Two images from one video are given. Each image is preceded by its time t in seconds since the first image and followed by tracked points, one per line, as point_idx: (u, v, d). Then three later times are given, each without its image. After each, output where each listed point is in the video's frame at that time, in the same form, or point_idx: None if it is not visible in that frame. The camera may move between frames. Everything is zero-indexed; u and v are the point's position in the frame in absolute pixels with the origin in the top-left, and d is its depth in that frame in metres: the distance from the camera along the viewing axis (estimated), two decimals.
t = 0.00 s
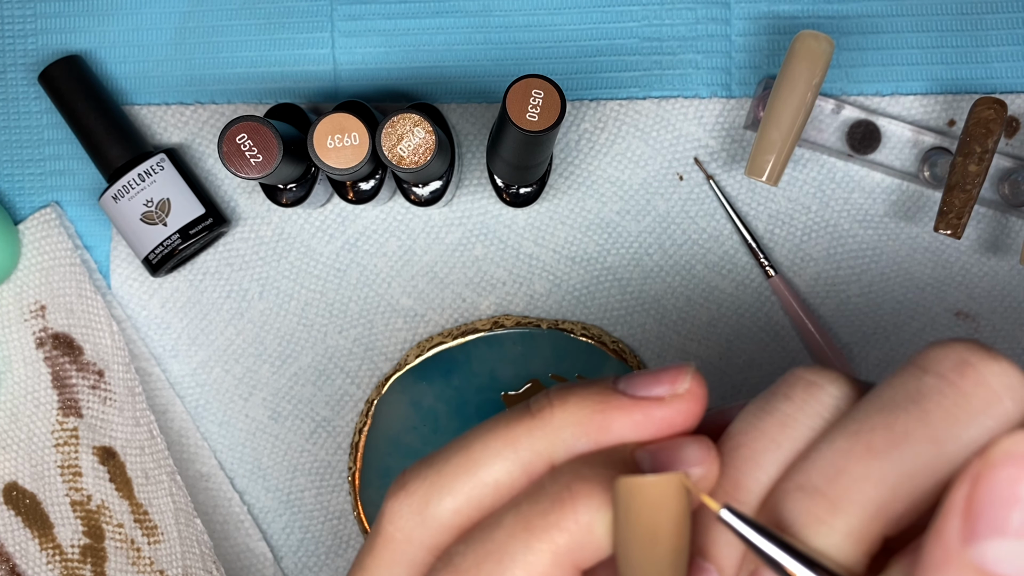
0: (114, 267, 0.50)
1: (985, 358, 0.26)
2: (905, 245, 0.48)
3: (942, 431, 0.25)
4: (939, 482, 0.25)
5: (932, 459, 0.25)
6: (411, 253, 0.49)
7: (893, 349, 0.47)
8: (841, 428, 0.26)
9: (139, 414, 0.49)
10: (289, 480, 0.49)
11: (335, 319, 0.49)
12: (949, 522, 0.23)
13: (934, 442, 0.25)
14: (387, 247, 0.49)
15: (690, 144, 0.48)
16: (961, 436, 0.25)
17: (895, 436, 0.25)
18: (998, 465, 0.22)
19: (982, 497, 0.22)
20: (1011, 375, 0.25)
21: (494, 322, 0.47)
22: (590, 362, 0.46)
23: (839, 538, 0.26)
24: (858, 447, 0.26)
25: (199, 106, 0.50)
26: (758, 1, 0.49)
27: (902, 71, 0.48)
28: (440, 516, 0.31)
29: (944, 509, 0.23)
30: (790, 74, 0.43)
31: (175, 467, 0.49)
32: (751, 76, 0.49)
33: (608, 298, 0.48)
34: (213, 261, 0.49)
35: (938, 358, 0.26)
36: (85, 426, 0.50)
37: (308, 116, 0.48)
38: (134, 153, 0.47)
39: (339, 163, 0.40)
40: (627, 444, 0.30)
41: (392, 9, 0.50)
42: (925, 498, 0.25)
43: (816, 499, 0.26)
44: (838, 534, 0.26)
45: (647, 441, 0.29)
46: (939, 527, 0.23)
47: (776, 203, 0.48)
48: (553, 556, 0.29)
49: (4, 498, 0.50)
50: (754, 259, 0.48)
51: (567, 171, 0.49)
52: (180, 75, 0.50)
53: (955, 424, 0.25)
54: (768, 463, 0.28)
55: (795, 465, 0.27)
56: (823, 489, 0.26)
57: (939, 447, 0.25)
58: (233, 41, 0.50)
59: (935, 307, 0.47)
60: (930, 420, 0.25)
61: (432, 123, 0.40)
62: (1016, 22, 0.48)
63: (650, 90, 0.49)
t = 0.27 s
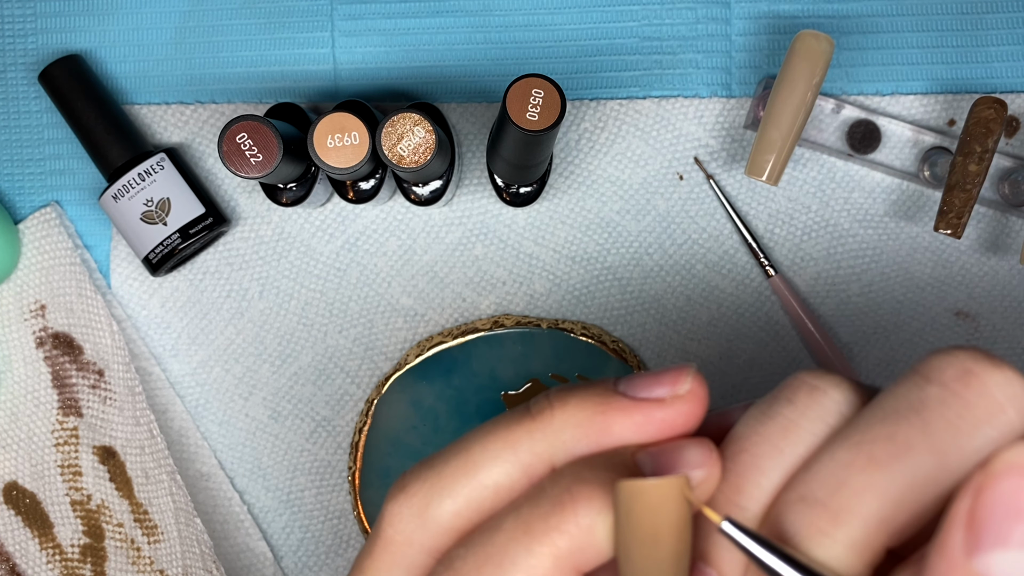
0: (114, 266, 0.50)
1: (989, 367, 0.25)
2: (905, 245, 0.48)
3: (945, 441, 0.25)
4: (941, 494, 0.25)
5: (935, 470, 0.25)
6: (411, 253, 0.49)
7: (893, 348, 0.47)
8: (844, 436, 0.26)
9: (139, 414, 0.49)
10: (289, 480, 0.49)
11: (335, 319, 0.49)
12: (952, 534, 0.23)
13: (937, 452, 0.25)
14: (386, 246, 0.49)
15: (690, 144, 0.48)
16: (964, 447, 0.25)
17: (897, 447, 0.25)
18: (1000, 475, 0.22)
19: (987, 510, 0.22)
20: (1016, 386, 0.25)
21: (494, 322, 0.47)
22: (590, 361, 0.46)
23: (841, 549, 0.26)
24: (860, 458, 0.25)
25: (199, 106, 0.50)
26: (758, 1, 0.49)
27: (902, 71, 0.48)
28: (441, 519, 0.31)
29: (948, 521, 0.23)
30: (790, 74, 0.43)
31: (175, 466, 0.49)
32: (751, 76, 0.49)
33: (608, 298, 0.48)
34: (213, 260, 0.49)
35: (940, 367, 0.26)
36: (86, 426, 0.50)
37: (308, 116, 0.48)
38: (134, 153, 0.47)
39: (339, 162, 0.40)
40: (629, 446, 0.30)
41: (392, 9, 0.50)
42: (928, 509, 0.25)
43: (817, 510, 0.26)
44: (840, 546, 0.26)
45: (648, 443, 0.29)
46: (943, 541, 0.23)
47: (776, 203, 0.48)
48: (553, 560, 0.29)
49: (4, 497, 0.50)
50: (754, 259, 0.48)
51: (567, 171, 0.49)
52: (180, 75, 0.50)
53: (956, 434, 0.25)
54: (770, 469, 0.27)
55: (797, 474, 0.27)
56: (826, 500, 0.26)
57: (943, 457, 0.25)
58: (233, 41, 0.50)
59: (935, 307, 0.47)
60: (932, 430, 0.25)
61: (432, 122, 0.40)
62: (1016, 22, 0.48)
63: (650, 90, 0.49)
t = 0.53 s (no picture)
0: (114, 266, 0.50)
1: (987, 376, 0.25)
2: (905, 244, 0.48)
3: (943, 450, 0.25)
4: (940, 503, 0.25)
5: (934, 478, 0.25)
6: (411, 252, 0.49)
7: (893, 348, 0.47)
8: (844, 444, 0.26)
9: (139, 413, 0.49)
10: (289, 479, 0.49)
11: (335, 318, 0.49)
12: (949, 543, 0.23)
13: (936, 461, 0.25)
14: (386, 246, 0.49)
15: (690, 144, 0.48)
16: (963, 456, 0.25)
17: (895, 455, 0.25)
18: (995, 483, 0.22)
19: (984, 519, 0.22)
20: (1013, 395, 0.25)
21: (494, 322, 0.47)
22: (590, 361, 0.46)
23: (841, 559, 0.25)
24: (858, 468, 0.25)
25: (199, 105, 0.50)
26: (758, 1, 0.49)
27: (902, 71, 0.48)
28: (440, 522, 0.31)
29: (945, 529, 0.23)
30: (790, 73, 0.43)
31: (175, 466, 0.49)
32: (751, 76, 0.49)
33: (608, 297, 0.48)
34: (213, 260, 0.49)
35: (938, 375, 0.26)
36: (86, 426, 0.50)
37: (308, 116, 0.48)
38: (134, 152, 0.47)
39: (339, 162, 0.40)
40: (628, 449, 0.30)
41: (392, 9, 0.50)
42: (926, 518, 0.25)
43: (817, 520, 0.26)
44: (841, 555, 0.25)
45: (648, 446, 0.29)
46: (940, 549, 0.23)
47: (776, 202, 0.48)
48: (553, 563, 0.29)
49: (4, 497, 0.50)
50: (754, 259, 0.48)
51: (567, 171, 0.49)
52: (180, 74, 0.50)
53: (956, 443, 0.25)
54: (770, 477, 0.27)
55: (797, 483, 0.27)
56: (826, 508, 0.26)
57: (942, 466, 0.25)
58: (234, 40, 0.50)
59: (935, 307, 0.47)
60: (931, 440, 0.25)
61: (432, 122, 0.40)
62: (1016, 22, 0.48)
63: (650, 90, 0.49)
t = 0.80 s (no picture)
0: (114, 266, 0.50)
1: (987, 389, 0.25)
2: (905, 245, 0.48)
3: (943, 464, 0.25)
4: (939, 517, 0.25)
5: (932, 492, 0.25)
6: (411, 253, 0.49)
7: (893, 348, 0.47)
8: (845, 456, 0.26)
9: (139, 414, 0.49)
10: (289, 480, 0.49)
11: (335, 319, 0.49)
12: (947, 555, 0.23)
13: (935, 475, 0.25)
14: (387, 246, 0.49)
15: (690, 144, 0.48)
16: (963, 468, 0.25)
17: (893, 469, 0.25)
18: (989, 494, 0.22)
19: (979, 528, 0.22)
20: (1013, 407, 0.25)
21: (494, 322, 0.47)
22: (590, 362, 0.46)
23: None
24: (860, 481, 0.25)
25: (199, 106, 0.50)
26: (758, 1, 0.49)
27: (901, 71, 0.48)
28: (438, 528, 0.31)
29: (943, 543, 0.23)
30: (790, 74, 0.43)
31: (175, 467, 0.49)
32: (751, 77, 0.49)
33: (608, 298, 0.48)
34: (213, 261, 0.49)
35: (938, 389, 0.26)
36: (86, 426, 0.50)
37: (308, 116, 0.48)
38: (134, 153, 0.47)
39: (339, 163, 0.40)
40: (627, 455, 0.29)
41: (392, 9, 0.50)
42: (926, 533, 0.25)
43: (817, 537, 0.25)
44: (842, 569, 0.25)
45: (647, 452, 0.29)
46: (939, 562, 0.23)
47: (776, 203, 0.48)
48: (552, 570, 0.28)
49: (4, 497, 0.50)
50: (753, 259, 0.48)
51: (567, 172, 0.49)
52: (180, 75, 0.50)
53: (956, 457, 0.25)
54: (772, 488, 0.26)
55: (797, 497, 0.26)
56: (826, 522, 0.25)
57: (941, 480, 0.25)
58: (234, 41, 0.50)
59: (934, 307, 0.47)
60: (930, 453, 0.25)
61: (433, 123, 0.40)
62: (1015, 22, 0.48)
63: (650, 90, 0.49)
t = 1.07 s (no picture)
0: (114, 266, 0.50)
1: (984, 397, 0.25)
2: (905, 245, 0.48)
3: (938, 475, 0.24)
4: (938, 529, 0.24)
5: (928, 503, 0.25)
6: (411, 252, 0.49)
7: (893, 348, 0.47)
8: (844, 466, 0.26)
9: (139, 413, 0.49)
10: (289, 479, 0.49)
11: (335, 318, 0.49)
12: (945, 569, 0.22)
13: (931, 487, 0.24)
14: (387, 246, 0.49)
15: (690, 144, 0.48)
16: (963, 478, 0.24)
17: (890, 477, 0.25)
18: (984, 504, 0.22)
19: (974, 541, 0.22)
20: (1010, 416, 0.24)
21: (494, 322, 0.47)
22: (590, 361, 0.46)
23: None
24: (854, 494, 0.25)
25: (199, 106, 0.50)
26: (758, 1, 0.49)
27: (901, 71, 0.48)
28: (432, 530, 0.31)
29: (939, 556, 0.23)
30: (790, 74, 0.43)
31: (175, 466, 0.49)
32: (751, 76, 0.49)
33: (608, 298, 0.48)
34: (213, 260, 0.49)
35: (935, 398, 0.25)
36: (86, 426, 0.50)
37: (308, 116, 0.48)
38: (134, 153, 0.47)
39: (339, 162, 0.40)
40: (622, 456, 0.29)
41: (392, 9, 0.50)
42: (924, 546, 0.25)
43: (813, 552, 0.25)
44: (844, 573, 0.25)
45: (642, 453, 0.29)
46: None
47: (776, 203, 0.48)
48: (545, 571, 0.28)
49: (4, 497, 0.50)
50: (753, 259, 0.48)
51: (567, 171, 0.49)
52: (180, 75, 0.50)
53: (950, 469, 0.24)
54: (769, 497, 0.26)
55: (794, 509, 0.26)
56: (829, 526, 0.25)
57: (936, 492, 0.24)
58: (234, 41, 0.50)
59: (934, 307, 0.48)
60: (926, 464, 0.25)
61: (432, 122, 0.40)
62: (1016, 22, 0.48)
63: (650, 90, 0.49)
